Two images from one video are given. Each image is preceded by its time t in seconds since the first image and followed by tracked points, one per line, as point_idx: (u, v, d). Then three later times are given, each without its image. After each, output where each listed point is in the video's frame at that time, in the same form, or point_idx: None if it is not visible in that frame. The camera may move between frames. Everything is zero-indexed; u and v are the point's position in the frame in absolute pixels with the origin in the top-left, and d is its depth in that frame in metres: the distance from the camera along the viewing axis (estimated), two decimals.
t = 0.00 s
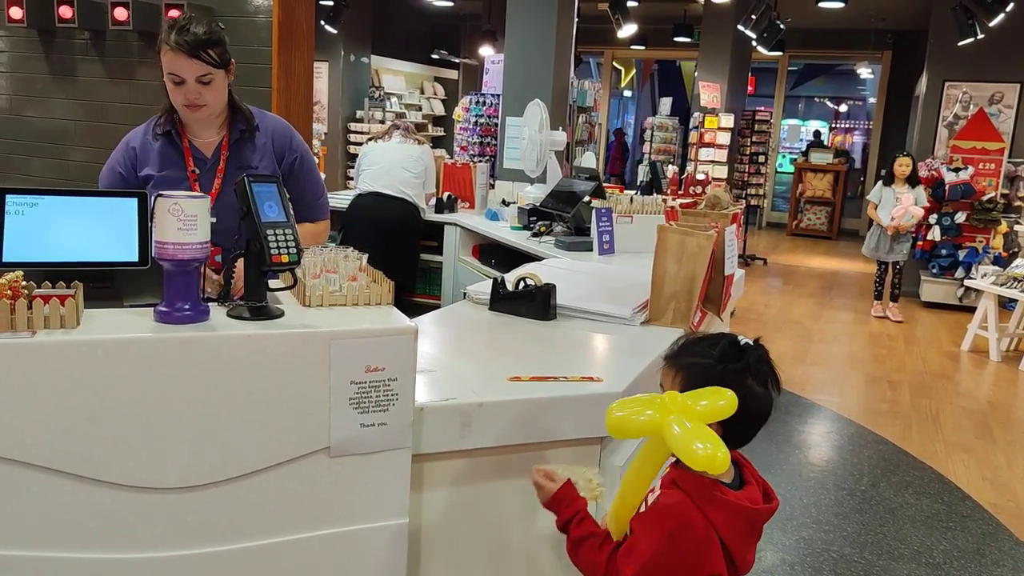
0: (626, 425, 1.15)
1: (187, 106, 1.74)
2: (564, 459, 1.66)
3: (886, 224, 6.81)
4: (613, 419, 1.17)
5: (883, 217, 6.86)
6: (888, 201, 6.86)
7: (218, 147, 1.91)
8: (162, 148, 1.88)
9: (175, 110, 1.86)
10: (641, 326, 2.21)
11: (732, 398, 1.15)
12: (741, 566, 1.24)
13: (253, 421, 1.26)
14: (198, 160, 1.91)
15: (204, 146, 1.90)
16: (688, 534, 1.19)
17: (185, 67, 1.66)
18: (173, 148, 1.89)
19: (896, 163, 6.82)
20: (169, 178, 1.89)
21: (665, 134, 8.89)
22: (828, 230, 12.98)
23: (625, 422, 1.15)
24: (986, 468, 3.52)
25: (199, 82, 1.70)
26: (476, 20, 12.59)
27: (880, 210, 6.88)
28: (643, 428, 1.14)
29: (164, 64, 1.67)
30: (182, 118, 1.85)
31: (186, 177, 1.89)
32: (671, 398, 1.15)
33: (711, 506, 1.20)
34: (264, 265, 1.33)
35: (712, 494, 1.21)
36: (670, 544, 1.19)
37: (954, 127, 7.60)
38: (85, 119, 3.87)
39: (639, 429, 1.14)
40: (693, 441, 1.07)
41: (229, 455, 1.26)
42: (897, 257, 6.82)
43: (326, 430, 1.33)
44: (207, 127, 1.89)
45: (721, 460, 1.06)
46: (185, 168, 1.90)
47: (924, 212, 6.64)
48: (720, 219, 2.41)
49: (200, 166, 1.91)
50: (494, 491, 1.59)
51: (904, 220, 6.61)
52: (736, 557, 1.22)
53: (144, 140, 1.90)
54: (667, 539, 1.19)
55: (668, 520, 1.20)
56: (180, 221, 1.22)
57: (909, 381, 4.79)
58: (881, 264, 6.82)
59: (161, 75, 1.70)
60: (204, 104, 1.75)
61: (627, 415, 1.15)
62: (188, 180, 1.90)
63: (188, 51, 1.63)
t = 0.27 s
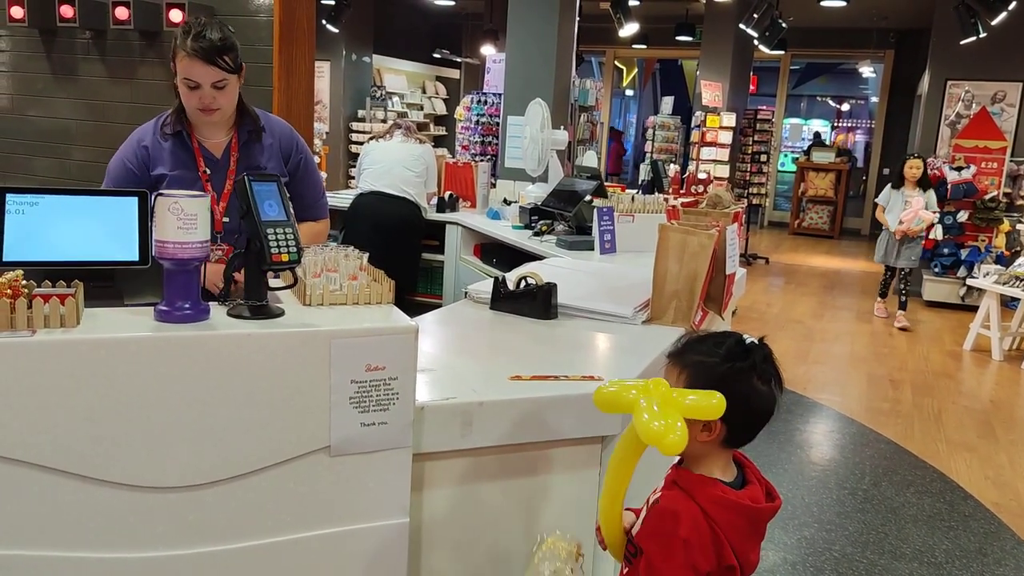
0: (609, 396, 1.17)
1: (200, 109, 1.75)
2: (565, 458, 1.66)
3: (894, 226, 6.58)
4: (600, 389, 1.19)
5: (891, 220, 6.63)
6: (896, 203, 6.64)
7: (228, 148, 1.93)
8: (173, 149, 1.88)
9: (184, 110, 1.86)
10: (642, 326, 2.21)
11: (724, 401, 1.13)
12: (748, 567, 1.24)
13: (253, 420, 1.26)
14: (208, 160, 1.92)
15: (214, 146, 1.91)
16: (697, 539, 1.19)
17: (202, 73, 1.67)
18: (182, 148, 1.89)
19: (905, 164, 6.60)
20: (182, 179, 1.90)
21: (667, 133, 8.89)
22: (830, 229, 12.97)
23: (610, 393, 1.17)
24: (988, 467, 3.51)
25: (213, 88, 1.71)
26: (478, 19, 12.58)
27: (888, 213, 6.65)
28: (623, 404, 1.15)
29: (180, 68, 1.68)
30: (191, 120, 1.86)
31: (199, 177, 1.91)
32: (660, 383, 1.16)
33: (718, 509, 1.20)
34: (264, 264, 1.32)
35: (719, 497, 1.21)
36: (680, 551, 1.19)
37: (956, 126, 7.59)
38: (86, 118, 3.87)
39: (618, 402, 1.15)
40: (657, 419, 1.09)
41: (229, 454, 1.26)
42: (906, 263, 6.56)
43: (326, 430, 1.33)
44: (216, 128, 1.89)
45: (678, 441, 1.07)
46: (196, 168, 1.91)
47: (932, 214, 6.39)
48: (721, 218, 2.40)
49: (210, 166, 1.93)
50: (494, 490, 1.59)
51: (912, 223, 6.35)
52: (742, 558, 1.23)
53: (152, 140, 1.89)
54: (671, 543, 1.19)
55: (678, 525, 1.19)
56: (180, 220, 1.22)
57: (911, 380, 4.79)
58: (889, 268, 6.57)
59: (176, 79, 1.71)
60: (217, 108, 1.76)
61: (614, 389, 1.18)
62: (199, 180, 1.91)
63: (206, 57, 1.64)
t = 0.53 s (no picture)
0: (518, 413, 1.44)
1: (206, 114, 1.76)
2: (568, 458, 1.65)
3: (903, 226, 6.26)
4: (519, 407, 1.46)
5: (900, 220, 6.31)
6: (906, 202, 6.32)
7: (231, 153, 1.93)
8: (177, 153, 1.88)
9: (188, 114, 1.86)
10: (644, 325, 2.20)
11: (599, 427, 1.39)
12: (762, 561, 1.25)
13: (254, 420, 1.26)
14: (211, 165, 1.92)
15: (216, 151, 1.91)
16: (718, 541, 1.18)
17: (209, 79, 1.67)
18: (186, 153, 1.89)
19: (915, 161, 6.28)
20: (186, 183, 1.90)
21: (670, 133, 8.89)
22: (833, 228, 12.95)
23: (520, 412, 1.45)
24: (991, 466, 3.50)
25: (221, 94, 1.72)
26: (479, 18, 12.57)
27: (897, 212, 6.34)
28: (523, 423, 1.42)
29: (187, 75, 1.68)
30: (195, 123, 1.86)
31: (201, 182, 1.91)
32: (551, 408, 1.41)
33: (733, 507, 1.21)
34: (265, 264, 1.32)
35: (733, 495, 1.21)
36: (704, 554, 1.18)
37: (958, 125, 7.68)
38: (88, 118, 3.88)
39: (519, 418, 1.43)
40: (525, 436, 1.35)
41: (230, 453, 1.26)
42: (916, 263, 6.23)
43: (327, 429, 1.33)
44: (220, 133, 1.89)
45: (528, 450, 1.33)
46: (199, 173, 1.91)
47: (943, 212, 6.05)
48: (723, 216, 2.39)
49: (213, 170, 1.93)
50: (495, 489, 1.59)
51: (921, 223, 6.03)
52: (757, 554, 1.24)
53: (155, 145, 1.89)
54: (691, 545, 1.18)
55: (698, 528, 1.18)
56: (180, 219, 1.22)
57: (913, 378, 4.78)
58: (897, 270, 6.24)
59: (182, 85, 1.71)
60: (224, 113, 1.77)
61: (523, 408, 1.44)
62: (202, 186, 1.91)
63: (214, 65, 1.64)
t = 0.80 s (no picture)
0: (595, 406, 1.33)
1: (205, 113, 1.75)
2: (567, 455, 1.66)
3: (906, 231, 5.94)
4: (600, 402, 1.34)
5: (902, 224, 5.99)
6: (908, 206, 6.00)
7: (228, 151, 1.92)
8: (174, 154, 1.88)
9: (185, 114, 1.85)
10: (643, 323, 2.20)
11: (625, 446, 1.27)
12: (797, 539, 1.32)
13: (254, 418, 1.26)
14: (209, 164, 1.92)
15: (214, 150, 1.91)
16: (771, 527, 1.24)
17: (208, 76, 1.67)
18: (183, 153, 1.89)
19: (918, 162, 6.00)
20: (184, 183, 1.90)
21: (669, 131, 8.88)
22: (832, 226, 12.95)
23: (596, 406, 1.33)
24: (990, 464, 3.50)
25: (219, 92, 1.71)
26: (478, 16, 12.56)
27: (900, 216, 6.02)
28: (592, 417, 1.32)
29: (185, 72, 1.67)
30: (193, 123, 1.85)
31: (200, 181, 1.90)
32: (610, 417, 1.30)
33: (778, 493, 1.26)
34: (264, 261, 1.32)
35: (775, 481, 1.27)
36: (762, 544, 1.22)
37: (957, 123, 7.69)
38: (87, 116, 3.87)
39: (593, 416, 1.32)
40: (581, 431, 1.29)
41: (230, 452, 1.26)
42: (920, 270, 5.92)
43: (326, 427, 1.32)
44: (218, 132, 1.89)
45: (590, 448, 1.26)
46: (197, 174, 1.91)
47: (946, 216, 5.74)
48: (723, 214, 2.39)
49: (211, 170, 1.92)
50: (495, 487, 1.59)
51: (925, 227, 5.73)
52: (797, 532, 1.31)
53: (152, 145, 1.88)
54: (751, 537, 1.22)
55: (754, 520, 1.23)
56: (179, 217, 1.22)
57: (913, 376, 4.78)
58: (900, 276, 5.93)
59: (181, 84, 1.71)
60: (223, 112, 1.77)
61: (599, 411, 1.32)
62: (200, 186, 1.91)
63: (213, 62, 1.64)
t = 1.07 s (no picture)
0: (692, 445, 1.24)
1: (199, 113, 1.75)
2: (565, 453, 1.66)
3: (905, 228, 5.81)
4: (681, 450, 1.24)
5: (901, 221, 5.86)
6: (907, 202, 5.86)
7: (223, 150, 1.92)
8: (171, 155, 1.89)
9: (179, 114, 1.85)
10: (641, 320, 2.20)
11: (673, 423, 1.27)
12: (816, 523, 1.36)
13: (252, 416, 1.26)
14: (205, 164, 1.92)
15: (209, 149, 1.91)
16: (794, 512, 1.27)
17: (202, 75, 1.67)
18: (179, 154, 1.89)
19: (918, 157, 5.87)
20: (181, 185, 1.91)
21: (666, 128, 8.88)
22: (828, 223, 12.96)
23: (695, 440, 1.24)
24: (987, 461, 3.51)
25: (213, 91, 1.71)
26: (475, 14, 12.55)
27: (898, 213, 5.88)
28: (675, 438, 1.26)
29: (178, 72, 1.67)
30: (187, 122, 1.85)
31: (197, 182, 1.91)
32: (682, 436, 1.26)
33: (797, 478, 1.30)
34: (261, 259, 1.32)
35: (794, 468, 1.31)
36: (786, 528, 1.25)
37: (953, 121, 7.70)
38: (82, 113, 3.86)
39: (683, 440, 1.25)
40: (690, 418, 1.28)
41: (228, 449, 1.26)
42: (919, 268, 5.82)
43: (323, 425, 1.32)
44: (212, 131, 1.89)
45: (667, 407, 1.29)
46: (194, 174, 1.91)
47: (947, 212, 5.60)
48: (720, 211, 2.39)
49: (207, 170, 1.92)
50: (493, 484, 1.59)
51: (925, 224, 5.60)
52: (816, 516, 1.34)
53: (148, 146, 1.89)
54: (778, 523, 1.25)
55: (777, 505, 1.26)
56: (175, 214, 1.21)
57: (909, 373, 4.79)
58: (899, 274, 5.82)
59: (174, 84, 1.70)
60: (217, 111, 1.76)
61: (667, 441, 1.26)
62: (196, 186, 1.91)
63: (207, 61, 1.64)
